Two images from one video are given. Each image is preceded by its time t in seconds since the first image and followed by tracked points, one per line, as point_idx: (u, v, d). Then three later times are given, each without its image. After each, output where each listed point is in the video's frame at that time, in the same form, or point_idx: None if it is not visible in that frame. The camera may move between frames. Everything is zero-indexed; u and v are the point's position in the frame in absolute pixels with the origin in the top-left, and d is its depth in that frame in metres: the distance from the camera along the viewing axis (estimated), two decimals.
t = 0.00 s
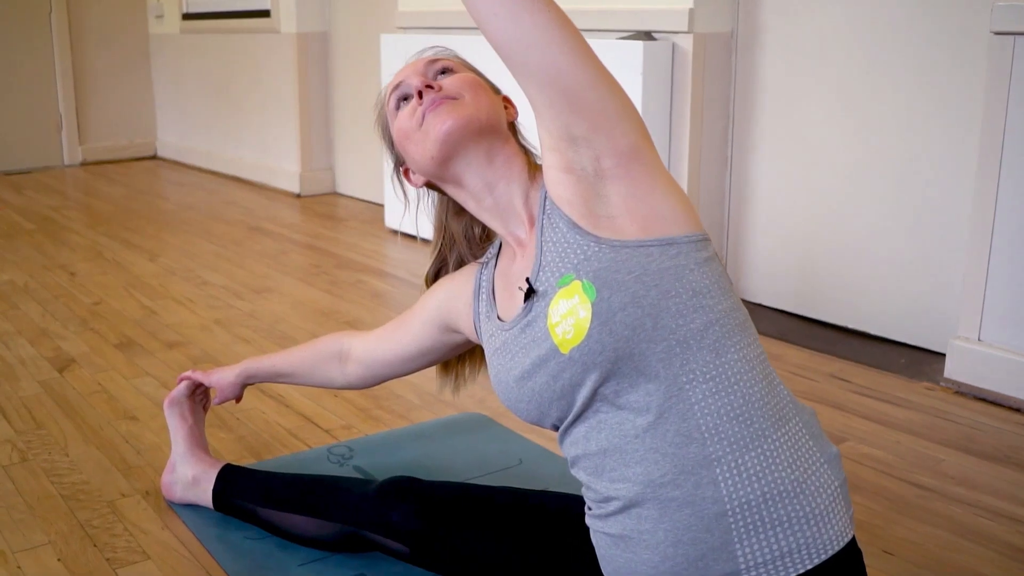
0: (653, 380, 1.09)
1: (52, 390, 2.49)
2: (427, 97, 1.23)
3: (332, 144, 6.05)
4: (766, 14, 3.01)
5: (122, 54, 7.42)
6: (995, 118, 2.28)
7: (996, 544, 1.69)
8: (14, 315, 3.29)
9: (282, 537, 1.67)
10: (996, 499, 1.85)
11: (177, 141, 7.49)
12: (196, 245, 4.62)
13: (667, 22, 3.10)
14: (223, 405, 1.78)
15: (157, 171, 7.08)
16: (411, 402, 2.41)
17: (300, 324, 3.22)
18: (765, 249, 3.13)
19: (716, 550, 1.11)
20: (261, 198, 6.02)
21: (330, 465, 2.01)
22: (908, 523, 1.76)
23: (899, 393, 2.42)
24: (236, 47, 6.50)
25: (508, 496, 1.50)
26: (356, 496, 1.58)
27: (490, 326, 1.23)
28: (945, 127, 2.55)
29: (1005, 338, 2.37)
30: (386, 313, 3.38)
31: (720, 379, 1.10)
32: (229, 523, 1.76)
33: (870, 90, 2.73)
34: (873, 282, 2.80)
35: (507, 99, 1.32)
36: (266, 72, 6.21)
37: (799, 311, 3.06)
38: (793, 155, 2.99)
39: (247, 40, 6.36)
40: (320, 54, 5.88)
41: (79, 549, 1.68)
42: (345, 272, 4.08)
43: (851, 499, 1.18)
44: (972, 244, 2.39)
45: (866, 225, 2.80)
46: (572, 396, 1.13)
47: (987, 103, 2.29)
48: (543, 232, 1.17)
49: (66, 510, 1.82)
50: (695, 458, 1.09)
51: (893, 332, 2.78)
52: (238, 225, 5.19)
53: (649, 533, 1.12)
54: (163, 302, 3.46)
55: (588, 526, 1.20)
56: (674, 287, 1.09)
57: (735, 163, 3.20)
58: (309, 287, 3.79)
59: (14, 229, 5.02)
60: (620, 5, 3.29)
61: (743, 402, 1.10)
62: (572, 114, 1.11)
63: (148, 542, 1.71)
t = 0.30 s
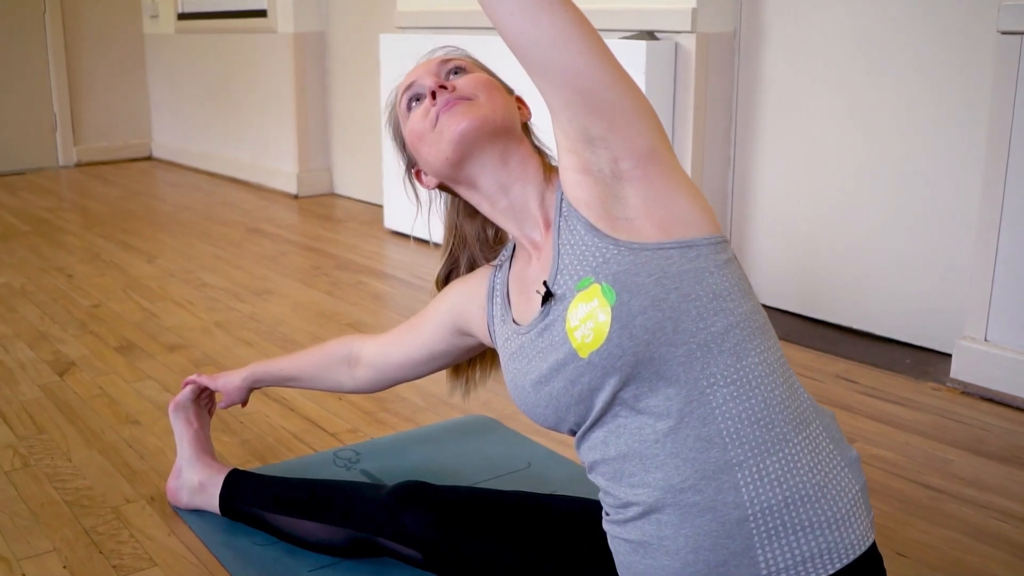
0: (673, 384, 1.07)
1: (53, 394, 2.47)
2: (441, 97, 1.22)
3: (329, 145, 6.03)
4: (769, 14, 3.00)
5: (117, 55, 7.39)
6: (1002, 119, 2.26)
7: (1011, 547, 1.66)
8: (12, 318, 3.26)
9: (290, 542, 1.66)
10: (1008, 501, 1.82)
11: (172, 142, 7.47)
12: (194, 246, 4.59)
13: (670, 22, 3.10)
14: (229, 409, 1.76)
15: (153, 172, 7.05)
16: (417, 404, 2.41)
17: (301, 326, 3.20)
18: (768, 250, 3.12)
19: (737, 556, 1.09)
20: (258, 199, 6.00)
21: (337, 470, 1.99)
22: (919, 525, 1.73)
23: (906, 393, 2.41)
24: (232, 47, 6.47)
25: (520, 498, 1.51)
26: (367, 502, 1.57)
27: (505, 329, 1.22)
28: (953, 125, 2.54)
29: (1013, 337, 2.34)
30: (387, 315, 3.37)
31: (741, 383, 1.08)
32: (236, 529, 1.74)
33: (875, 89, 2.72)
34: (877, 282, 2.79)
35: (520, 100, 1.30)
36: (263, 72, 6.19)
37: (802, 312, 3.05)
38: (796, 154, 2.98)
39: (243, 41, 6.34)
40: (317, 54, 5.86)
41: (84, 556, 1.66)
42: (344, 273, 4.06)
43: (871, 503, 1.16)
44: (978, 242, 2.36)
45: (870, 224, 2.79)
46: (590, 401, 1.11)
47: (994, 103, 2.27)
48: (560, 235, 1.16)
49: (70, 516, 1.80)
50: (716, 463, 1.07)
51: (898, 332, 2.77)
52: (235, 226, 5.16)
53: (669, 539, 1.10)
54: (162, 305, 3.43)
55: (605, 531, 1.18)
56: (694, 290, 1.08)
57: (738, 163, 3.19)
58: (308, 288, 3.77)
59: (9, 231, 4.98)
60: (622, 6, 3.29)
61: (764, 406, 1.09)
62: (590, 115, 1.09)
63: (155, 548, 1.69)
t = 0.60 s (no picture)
0: (686, 385, 1.06)
1: (49, 395, 2.44)
2: (449, 95, 1.20)
3: (324, 144, 6.01)
4: (767, 12, 3.00)
5: (110, 53, 7.36)
6: (1003, 117, 2.25)
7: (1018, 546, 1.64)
8: (6, 318, 3.23)
9: (293, 545, 1.64)
10: (1012, 499, 1.81)
11: (166, 141, 7.43)
12: (189, 245, 4.57)
13: (670, 20, 3.09)
14: (230, 410, 1.75)
15: (146, 170, 7.01)
16: (417, 405, 2.40)
17: (299, 326, 3.19)
18: (767, 248, 3.11)
19: (751, 558, 1.07)
20: (252, 198, 5.97)
21: (338, 471, 1.98)
22: (925, 524, 1.72)
23: (907, 392, 2.39)
24: (226, 45, 6.45)
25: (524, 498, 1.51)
26: (371, 504, 1.56)
27: (515, 330, 1.21)
28: (953, 124, 2.54)
29: (1014, 336, 2.33)
30: (385, 315, 3.35)
31: (754, 384, 1.07)
32: (237, 531, 1.72)
33: (875, 87, 2.72)
34: (877, 280, 2.79)
35: (528, 99, 1.29)
36: (257, 70, 6.17)
37: (801, 310, 3.04)
38: (796, 153, 2.97)
39: (237, 39, 6.31)
40: (312, 52, 5.83)
41: (84, 559, 1.64)
42: (341, 273, 4.04)
43: (885, 504, 1.15)
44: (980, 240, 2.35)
45: (870, 223, 2.78)
46: (602, 402, 1.10)
47: (995, 101, 2.26)
48: (571, 235, 1.15)
49: (69, 519, 1.78)
50: (729, 464, 1.06)
51: (899, 331, 2.77)
52: (230, 225, 5.14)
53: (682, 541, 1.09)
54: (158, 304, 3.41)
55: (618, 534, 1.17)
56: (708, 290, 1.07)
57: (737, 162, 3.19)
58: (304, 288, 3.75)
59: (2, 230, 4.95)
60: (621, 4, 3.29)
61: (779, 407, 1.07)
62: (601, 113, 1.08)
63: (155, 551, 1.68)
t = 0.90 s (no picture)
0: (693, 387, 1.05)
1: (32, 400, 2.40)
2: (448, 96, 1.19)
3: (304, 143, 5.96)
4: (753, 10, 3.00)
5: (85, 52, 7.28)
6: (990, 116, 2.27)
7: (1014, 544, 1.64)
8: None
9: (287, 551, 1.62)
10: (1004, 496, 1.81)
11: (143, 141, 7.36)
12: (169, 247, 4.52)
13: (656, 18, 3.09)
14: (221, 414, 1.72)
15: (123, 171, 6.94)
16: (407, 406, 2.38)
17: (284, 327, 3.16)
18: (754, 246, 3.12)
19: (759, 560, 1.07)
20: (232, 198, 5.92)
21: (329, 475, 1.96)
22: (920, 523, 1.72)
23: (897, 390, 2.40)
24: (204, 44, 6.39)
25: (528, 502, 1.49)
26: (366, 509, 1.54)
27: (517, 333, 1.19)
28: (940, 121, 2.55)
29: (1002, 334, 2.34)
30: (370, 316, 3.33)
31: (761, 385, 1.06)
32: (229, 538, 1.70)
33: (862, 86, 2.72)
34: (865, 278, 2.80)
35: (527, 98, 1.27)
36: (235, 69, 6.11)
37: (788, 308, 3.05)
38: (783, 151, 2.97)
39: (215, 38, 6.26)
40: (292, 51, 5.79)
41: (74, 568, 1.61)
42: (324, 274, 4.01)
43: (890, 505, 1.14)
44: (968, 237, 2.36)
45: (857, 222, 2.79)
46: (607, 406, 1.09)
47: (983, 100, 2.27)
48: (574, 236, 1.13)
49: (56, 527, 1.74)
50: (737, 466, 1.05)
51: (886, 328, 2.78)
52: (210, 226, 5.09)
53: (689, 544, 1.08)
54: (141, 307, 3.37)
55: (623, 538, 1.16)
56: (714, 292, 1.06)
57: (722, 160, 3.19)
58: (288, 289, 3.72)
59: None
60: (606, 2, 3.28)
61: (785, 408, 1.07)
62: (605, 114, 1.07)
63: (146, 559, 1.65)
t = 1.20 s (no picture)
0: (698, 389, 1.04)
1: (16, 405, 2.37)
2: (446, 95, 1.17)
3: (286, 143, 5.93)
4: (739, 9, 3.00)
5: (63, 52, 7.20)
6: (979, 114, 2.28)
7: (1009, 541, 1.65)
8: None
9: (281, 557, 1.60)
10: (998, 494, 1.82)
11: (122, 141, 7.29)
12: (151, 248, 4.47)
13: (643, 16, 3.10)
14: (211, 418, 1.69)
15: (101, 172, 6.86)
16: (397, 408, 2.37)
17: (270, 329, 3.13)
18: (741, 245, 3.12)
19: (765, 562, 1.06)
20: (213, 199, 5.87)
21: (321, 478, 1.94)
22: (915, 522, 1.72)
23: (886, 388, 2.41)
24: (184, 43, 6.33)
25: (528, 506, 1.48)
26: (361, 513, 1.52)
27: (517, 335, 1.18)
28: (927, 120, 2.57)
29: (991, 332, 2.35)
30: (356, 317, 3.31)
31: (766, 386, 1.05)
32: (221, 543, 1.68)
33: (850, 85, 2.73)
34: (853, 276, 2.80)
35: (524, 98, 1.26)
36: (216, 69, 6.06)
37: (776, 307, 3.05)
38: (769, 150, 2.98)
39: (195, 37, 6.21)
40: (273, 50, 5.75)
41: None
42: (309, 274, 3.98)
43: (893, 505, 1.14)
44: (957, 236, 2.37)
45: (845, 221, 2.80)
46: (611, 408, 1.08)
47: (972, 99, 2.28)
48: (576, 237, 1.12)
49: (44, 534, 1.71)
50: (742, 468, 1.04)
51: (874, 327, 2.79)
52: (192, 227, 5.04)
53: (695, 548, 1.07)
54: (124, 309, 3.33)
55: (626, 541, 1.15)
56: (718, 292, 1.05)
57: (709, 159, 3.19)
58: (272, 290, 3.69)
59: None
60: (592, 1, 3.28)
61: (790, 409, 1.06)
62: (608, 113, 1.05)
63: (137, 566, 1.62)
